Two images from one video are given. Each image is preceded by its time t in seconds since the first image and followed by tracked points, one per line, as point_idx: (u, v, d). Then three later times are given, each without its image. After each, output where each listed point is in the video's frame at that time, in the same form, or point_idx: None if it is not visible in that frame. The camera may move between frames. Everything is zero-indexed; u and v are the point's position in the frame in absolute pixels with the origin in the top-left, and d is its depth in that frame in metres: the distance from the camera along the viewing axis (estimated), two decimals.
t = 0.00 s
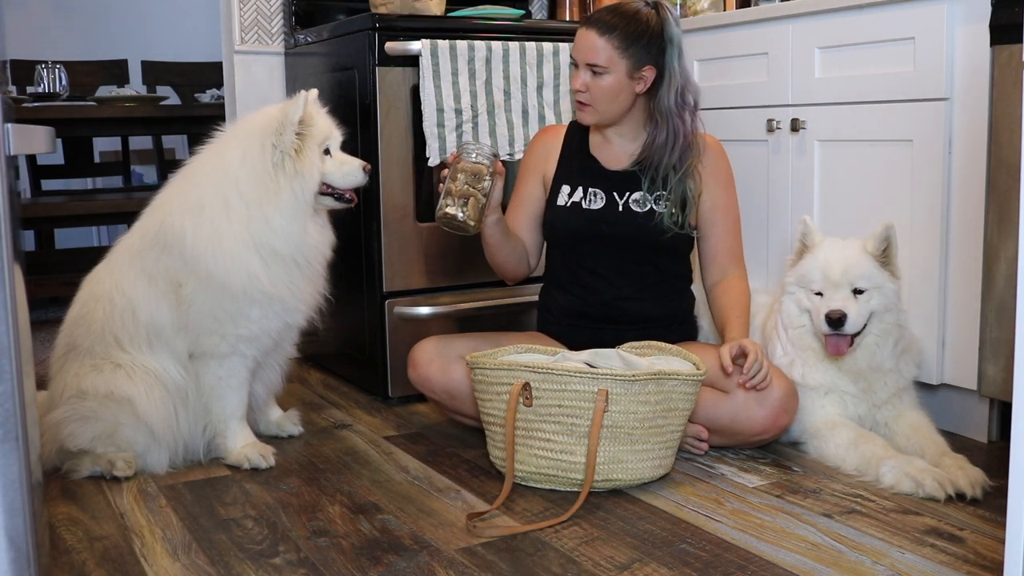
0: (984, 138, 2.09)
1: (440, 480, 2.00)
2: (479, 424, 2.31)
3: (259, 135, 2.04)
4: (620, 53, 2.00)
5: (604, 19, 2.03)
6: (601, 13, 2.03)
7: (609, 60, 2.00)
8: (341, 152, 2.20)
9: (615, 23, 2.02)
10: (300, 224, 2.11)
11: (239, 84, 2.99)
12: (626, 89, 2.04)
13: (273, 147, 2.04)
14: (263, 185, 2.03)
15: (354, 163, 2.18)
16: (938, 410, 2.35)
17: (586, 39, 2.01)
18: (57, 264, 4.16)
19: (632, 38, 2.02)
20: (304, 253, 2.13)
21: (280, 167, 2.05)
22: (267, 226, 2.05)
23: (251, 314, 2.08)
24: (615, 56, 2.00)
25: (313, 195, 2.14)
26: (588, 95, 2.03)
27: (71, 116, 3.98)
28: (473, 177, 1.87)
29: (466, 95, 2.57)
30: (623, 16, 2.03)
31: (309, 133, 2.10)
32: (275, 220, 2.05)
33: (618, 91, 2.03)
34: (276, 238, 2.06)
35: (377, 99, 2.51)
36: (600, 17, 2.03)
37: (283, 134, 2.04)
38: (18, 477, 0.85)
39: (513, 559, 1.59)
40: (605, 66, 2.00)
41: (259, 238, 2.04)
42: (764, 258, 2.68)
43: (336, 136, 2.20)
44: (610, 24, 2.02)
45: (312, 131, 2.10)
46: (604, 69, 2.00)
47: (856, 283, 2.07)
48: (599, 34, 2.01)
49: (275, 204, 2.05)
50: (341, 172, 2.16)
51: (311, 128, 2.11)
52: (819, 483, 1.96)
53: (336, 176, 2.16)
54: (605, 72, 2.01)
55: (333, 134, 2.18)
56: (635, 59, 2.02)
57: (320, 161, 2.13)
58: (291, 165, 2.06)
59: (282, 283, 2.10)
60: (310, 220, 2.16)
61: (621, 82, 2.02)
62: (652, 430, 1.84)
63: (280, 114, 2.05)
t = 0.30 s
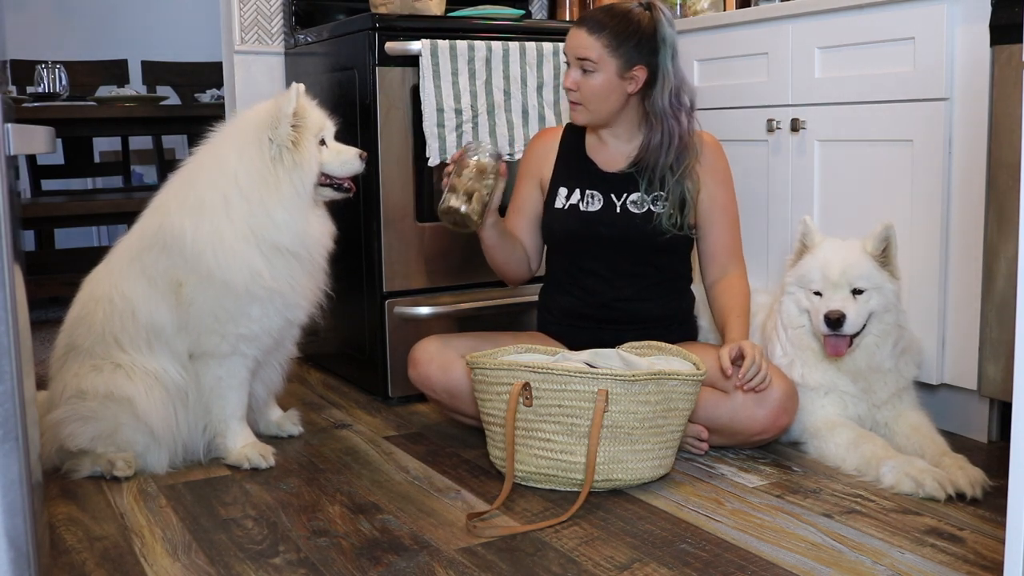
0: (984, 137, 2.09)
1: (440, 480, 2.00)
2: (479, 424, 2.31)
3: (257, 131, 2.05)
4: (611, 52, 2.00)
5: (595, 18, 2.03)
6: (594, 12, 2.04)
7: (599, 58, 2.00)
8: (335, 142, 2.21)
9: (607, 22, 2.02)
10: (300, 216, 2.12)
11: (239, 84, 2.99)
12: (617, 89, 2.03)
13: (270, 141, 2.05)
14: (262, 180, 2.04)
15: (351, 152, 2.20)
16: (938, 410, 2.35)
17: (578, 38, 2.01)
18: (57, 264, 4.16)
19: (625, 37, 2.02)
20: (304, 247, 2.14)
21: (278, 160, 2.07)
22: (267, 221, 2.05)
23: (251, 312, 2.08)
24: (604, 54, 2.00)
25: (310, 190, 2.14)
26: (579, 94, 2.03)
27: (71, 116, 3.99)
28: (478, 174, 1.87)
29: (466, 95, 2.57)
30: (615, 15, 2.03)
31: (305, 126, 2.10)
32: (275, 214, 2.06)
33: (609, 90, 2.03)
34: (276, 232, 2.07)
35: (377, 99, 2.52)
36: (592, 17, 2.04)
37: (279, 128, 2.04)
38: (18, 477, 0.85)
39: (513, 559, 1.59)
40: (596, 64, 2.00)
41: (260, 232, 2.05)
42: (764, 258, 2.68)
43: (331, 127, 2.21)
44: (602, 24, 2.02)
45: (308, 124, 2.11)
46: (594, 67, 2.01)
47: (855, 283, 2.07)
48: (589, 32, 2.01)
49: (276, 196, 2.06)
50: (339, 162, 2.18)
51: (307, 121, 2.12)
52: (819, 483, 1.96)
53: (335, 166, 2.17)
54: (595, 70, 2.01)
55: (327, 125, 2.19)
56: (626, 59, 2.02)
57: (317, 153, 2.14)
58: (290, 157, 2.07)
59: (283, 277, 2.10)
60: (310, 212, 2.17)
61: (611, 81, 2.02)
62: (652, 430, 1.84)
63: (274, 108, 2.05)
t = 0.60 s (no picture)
0: (985, 137, 2.09)
1: (440, 480, 2.00)
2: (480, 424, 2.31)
3: (256, 131, 2.04)
4: (589, 63, 1.99)
5: (569, 31, 2.02)
6: (569, 24, 2.02)
7: (577, 71, 1.99)
8: (334, 145, 2.21)
9: (579, 31, 2.00)
10: (300, 216, 2.12)
11: (239, 84, 2.99)
12: (602, 96, 2.03)
13: (268, 141, 2.05)
14: (260, 180, 2.04)
15: (348, 155, 2.19)
16: (938, 410, 2.35)
17: (555, 55, 2.01)
18: (57, 264, 4.16)
19: (597, 41, 1.99)
20: (304, 247, 2.14)
21: (277, 160, 2.06)
22: (266, 221, 2.05)
23: (252, 312, 2.08)
24: (581, 67, 1.99)
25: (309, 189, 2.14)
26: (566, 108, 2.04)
27: (71, 116, 3.99)
28: (477, 177, 1.86)
29: (466, 95, 2.57)
30: (586, 21, 2.01)
31: (304, 127, 2.10)
32: (274, 215, 2.06)
33: (595, 99, 2.03)
34: (275, 232, 2.07)
35: (377, 99, 2.52)
36: (566, 29, 2.03)
37: (278, 127, 2.04)
38: (18, 478, 0.85)
39: (513, 559, 1.59)
40: (576, 78, 2.00)
41: (259, 233, 2.05)
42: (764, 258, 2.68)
43: (330, 129, 2.20)
44: (578, 36, 2.00)
45: (307, 124, 2.11)
46: (574, 80, 2.00)
47: (856, 283, 2.07)
48: (564, 47, 2.01)
49: (275, 197, 2.06)
50: (336, 164, 2.17)
51: (306, 121, 2.12)
52: (819, 483, 1.96)
53: (331, 167, 2.17)
54: (577, 84, 2.01)
55: (326, 126, 2.18)
56: (607, 65, 2.00)
57: (315, 153, 2.14)
58: (289, 157, 2.07)
59: (283, 277, 2.10)
60: (310, 212, 2.17)
61: (595, 91, 2.02)
62: (652, 430, 1.84)
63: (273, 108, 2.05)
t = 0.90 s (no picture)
0: (985, 136, 2.09)
1: (440, 480, 2.00)
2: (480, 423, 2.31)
3: (259, 131, 2.05)
4: (612, 54, 1.97)
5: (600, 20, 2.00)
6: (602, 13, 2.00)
7: (600, 62, 1.97)
8: (337, 149, 2.21)
9: (607, 22, 1.98)
10: (300, 219, 2.12)
11: (239, 84, 2.99)
12: (619, 90, 2.00)
13: (271, 143, 2.05)
14: (262, 182, 2.04)
15: (351, 160, 2.19)
16: (938, 410, 2.35)
17: (582, 42, 2.00)
18: (58, 264, 4.17)
19: (621, 35, 1.96)
20: (304, 248, 2.14)
21: (279, 162, 2.06)
22: (267, 222, 2.05)
23: (252, 312, 2.08)
24: (604, 58, 1.97)
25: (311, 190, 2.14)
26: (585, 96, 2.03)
27: (71, 116, 3.99)
28: (479, 103, 1.86)
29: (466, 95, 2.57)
30: (617, 13, 1.99)
31: (307, 129, 2.10)
32: (274, 217, 2.06)
33: (614, 92, 2.00)
34: (275, 235, 2.07)
35: (377, 99, 2.52)
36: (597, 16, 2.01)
37: (281, 131, 2.04)
38: (18, 477, 0.85)
39: (513, 559, 1.59)
40: (596, 67, 1.98)
41: (259, 234, 2.05)
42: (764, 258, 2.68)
43: (333, 133, 2.21)
44: (605, 27, 1.98)
45: (311, 126, 2.11)
46: (595, 71, 1.98)
47: (856, 283, 2.07)
48: (592, 35, 1.99)
49: (276, 200, 2.06)
50: (339, 167, 2.17)
51: (310, 123, 2.11)
52: (819, 483, 1.96)
53: (333, 170, 2.17)
54: (597, 73, 1.99)
55: (330, 129, 2.19)
56: (628, 59, 1.97)
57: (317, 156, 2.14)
58: (291, 159, 2.07)
59: (284, 278, 2.10)
60: (310, 215, 2.17)
61: (613, 83, 1.99)
62: (652, 430, 1.84)
63: (277, 109, 2.05)
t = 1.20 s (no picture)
0: (985, 136, 2.09)
1: (440, 480, 2.00)
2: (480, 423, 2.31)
3: (259, 131, 2.05)
4: (646, 45, 1.97)
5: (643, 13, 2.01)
6: (651, 6, 2.01)
7: (631, 50, 1.99)
8: (336, 142, 2.21)
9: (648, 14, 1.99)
10: (302, 216, 2.12)
11: (239, 84, 2.99)
12: (644, 83, 1.98)
13: (270, 142, 2.05)
14: (263, 181, 2.04)
15: (351, 151, 2.20)
16: (938, 410, 2.35)
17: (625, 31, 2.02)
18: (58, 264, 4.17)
19: (660, 30, 1.96)
20: (307, 246, 2.14)
21: (279, 160, 2.07)
22: (268, 221, 2.05)
23: (253, 312, 2.08)
24: (638, 47, 1.98)
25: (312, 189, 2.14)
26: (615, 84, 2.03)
27: (71, 117, 3.99)
28: None
29: (466, 95, 2.58)
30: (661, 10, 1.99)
31: (306, 126, 2.11)
32: (276, 215, 2.06)
33: (641, 85, 1.98)
34: (278, 233, 2.07)
35: (377, 99, 2.51)
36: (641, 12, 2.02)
37: (279, 130, 2.04)
38: (17, 477, 0.85)
39: (513, 559, 1.59)
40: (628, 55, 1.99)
41: (261, 233, 2.05)
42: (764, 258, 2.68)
43: (331, 126, 2.21)
44: (646, 20, 1.99)
45: (309, 124, 2.12)
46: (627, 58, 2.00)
47: (856, 283, 2.07)
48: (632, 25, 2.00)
49: (277, 198, 2.06)
50: (339, 161, 2.18)
51: (308, 121, 2.12)
52: (819, 483, 1.96)
53: (335, 164, 2.17)
54: (627, 61, 1.99)
55: (328, 124, 2.19)
56: (657, 53, 1.96)
57: (318, 153, 2.15)
58: (291, 157, 2.08)
59: (286, 278, 2.10)
60: (313, 211, 2.17)
61: (639, 74, 1.98)
62: (652, 430, 1.84)
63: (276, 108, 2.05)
